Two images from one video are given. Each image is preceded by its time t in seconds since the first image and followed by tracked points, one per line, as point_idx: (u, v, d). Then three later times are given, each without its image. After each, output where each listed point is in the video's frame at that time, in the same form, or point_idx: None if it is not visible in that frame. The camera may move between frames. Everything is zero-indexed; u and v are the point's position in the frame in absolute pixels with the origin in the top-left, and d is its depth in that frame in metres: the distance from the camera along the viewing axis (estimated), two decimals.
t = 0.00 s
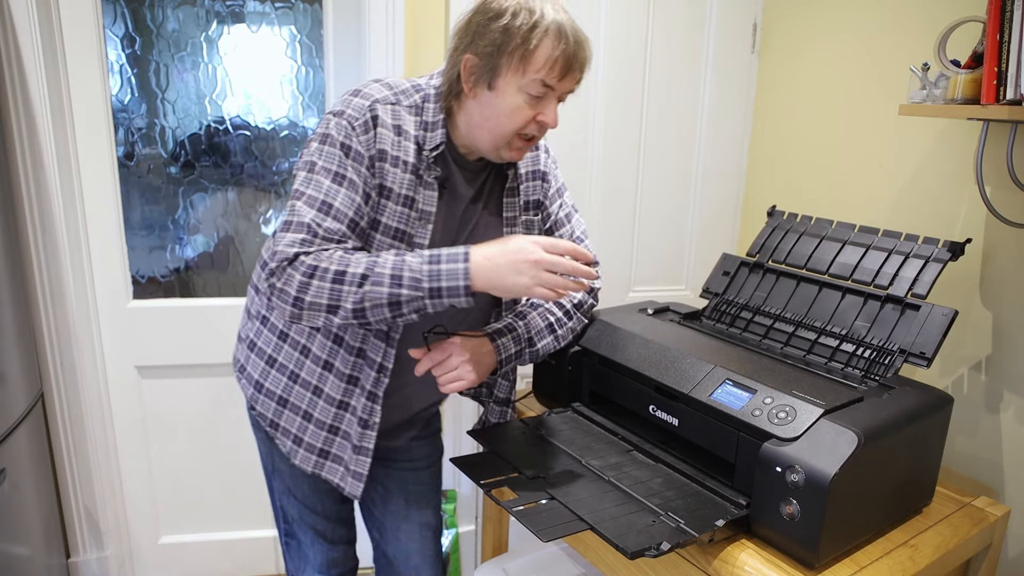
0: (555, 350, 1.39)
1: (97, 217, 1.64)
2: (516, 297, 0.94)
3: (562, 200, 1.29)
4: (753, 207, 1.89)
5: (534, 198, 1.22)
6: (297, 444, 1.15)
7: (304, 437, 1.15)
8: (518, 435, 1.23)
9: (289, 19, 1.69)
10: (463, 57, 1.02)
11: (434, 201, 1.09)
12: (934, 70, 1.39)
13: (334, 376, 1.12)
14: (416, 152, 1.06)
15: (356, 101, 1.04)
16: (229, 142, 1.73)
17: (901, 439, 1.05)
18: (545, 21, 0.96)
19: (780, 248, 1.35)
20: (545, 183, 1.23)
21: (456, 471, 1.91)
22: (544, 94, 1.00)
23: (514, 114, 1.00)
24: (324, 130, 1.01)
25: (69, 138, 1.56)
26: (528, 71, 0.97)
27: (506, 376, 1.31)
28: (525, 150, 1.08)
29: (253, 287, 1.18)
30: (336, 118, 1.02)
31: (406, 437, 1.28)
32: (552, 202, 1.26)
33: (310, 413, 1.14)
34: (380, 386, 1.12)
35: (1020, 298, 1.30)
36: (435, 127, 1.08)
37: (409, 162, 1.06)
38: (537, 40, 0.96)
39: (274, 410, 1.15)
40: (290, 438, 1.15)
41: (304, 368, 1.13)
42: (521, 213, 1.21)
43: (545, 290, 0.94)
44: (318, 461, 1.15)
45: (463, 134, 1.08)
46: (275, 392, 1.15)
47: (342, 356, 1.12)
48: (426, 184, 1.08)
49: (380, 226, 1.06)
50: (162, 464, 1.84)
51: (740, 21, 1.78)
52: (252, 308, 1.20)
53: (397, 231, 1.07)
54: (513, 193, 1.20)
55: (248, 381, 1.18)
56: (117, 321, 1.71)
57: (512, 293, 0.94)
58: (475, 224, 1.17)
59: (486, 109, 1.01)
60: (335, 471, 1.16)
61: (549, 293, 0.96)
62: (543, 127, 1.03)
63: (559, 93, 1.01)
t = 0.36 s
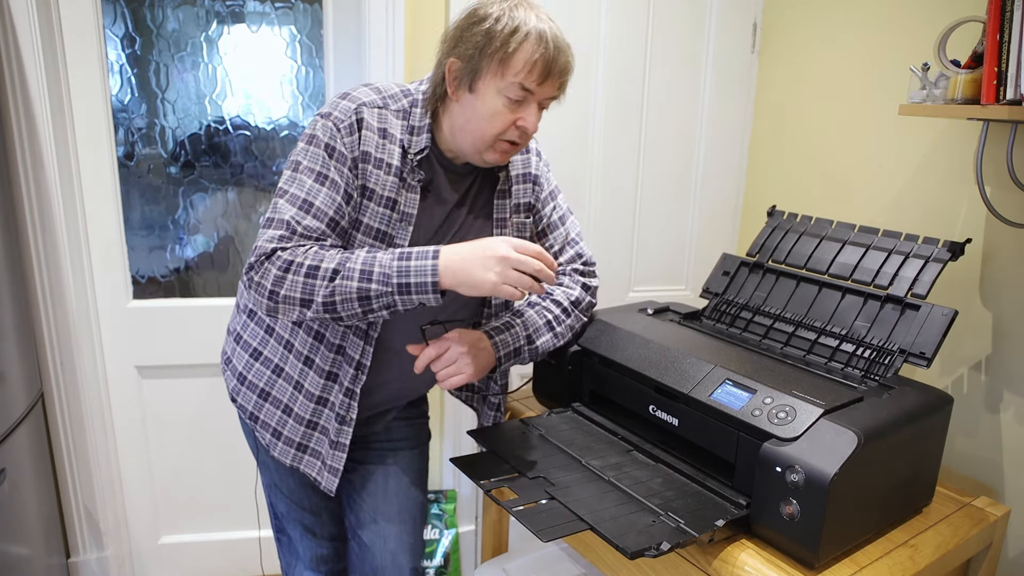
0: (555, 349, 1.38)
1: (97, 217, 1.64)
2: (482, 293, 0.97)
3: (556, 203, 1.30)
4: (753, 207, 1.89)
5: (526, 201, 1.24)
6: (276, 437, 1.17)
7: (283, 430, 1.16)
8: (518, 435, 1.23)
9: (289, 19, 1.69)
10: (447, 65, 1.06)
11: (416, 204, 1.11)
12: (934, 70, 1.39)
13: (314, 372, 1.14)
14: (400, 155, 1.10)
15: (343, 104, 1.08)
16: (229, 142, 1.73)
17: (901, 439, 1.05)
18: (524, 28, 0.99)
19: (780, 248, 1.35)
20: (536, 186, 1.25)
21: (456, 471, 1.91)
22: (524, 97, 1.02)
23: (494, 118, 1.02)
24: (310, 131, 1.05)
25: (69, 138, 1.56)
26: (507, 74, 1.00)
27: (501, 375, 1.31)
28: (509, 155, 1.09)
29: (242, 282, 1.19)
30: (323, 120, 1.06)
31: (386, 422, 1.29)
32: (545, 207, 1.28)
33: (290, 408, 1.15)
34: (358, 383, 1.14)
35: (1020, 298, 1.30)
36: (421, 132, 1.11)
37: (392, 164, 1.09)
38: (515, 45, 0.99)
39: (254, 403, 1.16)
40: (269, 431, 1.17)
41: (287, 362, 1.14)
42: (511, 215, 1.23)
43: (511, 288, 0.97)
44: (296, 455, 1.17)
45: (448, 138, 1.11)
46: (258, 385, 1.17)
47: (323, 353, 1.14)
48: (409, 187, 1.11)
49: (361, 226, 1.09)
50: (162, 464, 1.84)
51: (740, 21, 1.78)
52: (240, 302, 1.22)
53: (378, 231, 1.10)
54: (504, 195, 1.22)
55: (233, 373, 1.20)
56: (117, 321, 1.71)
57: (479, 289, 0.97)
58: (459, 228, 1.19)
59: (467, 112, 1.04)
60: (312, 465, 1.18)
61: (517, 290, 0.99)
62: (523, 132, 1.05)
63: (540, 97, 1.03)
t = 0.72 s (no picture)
0: (555, 349, 1.38)
1: (97, 217, 1.64)
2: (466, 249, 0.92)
3: (555, 201, 1.30)
4: (753, 207, 1.89)
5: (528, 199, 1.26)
6: (280, 431, 1.18)
7: (287, 425, 1.17)
8: (518, 435, 1.23)
9: (289, 19, 1.69)
10: (438, 61, 1.12)
11: (414, 200, 1.11)
12: (934, 70, 1.39)
13: (316, 367, 1.13)
14: (397, 153, 1.10)
15: (341, 105, 1.09)
16: (229, 142, 1.73)
17: (901, 439, 1.05)
18: (504, 21, 1.04)
19: (780, 248, 1.35)
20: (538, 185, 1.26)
21: (456, 471, 1.91)
22: (496, 85, 1.04)
23: (464, 100, 1.04)
24: (308, 130, 1.06)
25: (68, 138, 1.56)
26: (481, 57, 1.03)
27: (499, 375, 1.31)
28: (481, 150, 1.09)
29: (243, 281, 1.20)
30: (321, 120, 1.07)
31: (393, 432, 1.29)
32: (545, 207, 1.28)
33: (293, 403, 1.16)
34: (360, 376, 1.14)
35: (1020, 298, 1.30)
36: (419, 131, 1.12)
37: (390, 162, 1.09)
38: (492, 35, 1.03)
39: (257, 399, 1.17)
40: (272, 426, 1.18)
41: (288, 358, 1.15)
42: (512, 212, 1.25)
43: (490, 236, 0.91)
44: (300, 448, 1.17)
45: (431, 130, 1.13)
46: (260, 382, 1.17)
47: (324, 348, 1.14)
48: (408, 184, 1.10)
49: (359, 222, 1.09)
50: (162, 464, 1.84)
51: (740, 21, 1.78)
52: (241, 301, 1.22)
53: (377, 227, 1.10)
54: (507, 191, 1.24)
55: (235, 371, 1.20)
56: (117, 321, 1.71)
57: (460, 246, 0.93)
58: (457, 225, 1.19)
59: (447, 94, 1.08)
60: (318, 456, 1.19)
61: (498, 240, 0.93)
62: (493, 120, 1.04)
63: (513, 88, 1.04)
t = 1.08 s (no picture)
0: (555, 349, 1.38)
1: (97, 217, 1.64)
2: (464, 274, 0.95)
3: (553, 202, 1.30)
4: (753, 207, 1.89)
5: (525, 198, 1.25)
6: (279, 431, 1.18)
7: (287, 424, 1.18)
8: (518, 435, 1.23)
9: (289, 19, 1.69)
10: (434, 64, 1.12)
11: (411, 202, 1.12)
12: (934, 70, 1.39)
13: (314, 368, 1.13)
14: (395, 155, 1.10)
15: (339, 107, 1.09)
16: (229, 142, 1.73)
17: (902, 439, 1.05)
18: (498, 27, 1.03)
19: (780, 248, 1.35)
20: (535, 185, 1.26)
21: (456, 471, 1.91)
22: (489, 91, 1.04)
23: (458, 107, 1.05)
24: (307, 133, 1.06)
25: (69, 138, 1.56)
26: (475, 64, 1.04)
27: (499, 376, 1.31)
28: (476, 154, 1.10)
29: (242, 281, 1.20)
30: (319, 122, 1.07)
31: (397, 435, 1.35)
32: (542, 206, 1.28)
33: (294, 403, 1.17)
34: (358, 377, 1.14)
35: (1020, 298, 1.30)
36: (417, 133, 1.12)
37: (388, 165, 1.10)
38: (486, 41, 1.03)
39: (257, 399, 1.17)
40: (271, 425, 1.19)
41: (287, 358, 1.15)
42: (510, 212, 1.24)
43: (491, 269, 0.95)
44: (298, 448, 1.18)
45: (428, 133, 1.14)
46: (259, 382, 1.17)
47: (323, 349, 1.14)
48: (405, 187, 1.11)
49: (357, 224, 1.10)
50: (162, 464, 1.85)
51: (740, 21, 1.78)
52: (239, 301, 1.22)
53: (374, 229, 1.11)
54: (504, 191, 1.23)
55: (233, 372, 1.20)
56: (117, 321, 1.71)
57: (459, 270, 0.96)
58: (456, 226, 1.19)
59: (442, 100, 1.08)
60: (316, 457, 1.19)
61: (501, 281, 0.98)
62: (487, 127, 1.05)
63: (507, 95, 1.04)
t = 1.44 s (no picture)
0: (555, 349, 1.38)
1: (98, 217, 1.65)
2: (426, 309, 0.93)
3: (553, 202, 1.30)
4: (753, 207, 1.89)
5: (525, 198, 1.25)
6: (283, 431, 1.19)
7: (290, 424, 1.18)
8: (518, 435, 1.23)
9: (289, 19, 1.69)
10: (435, 66, 1.12)
11: (410, 204, 1.12)
12: (934, 70, 1.39)
13: (315, 370, 1.14)
14: (394, 157, 1.10)
15: (338, 109, 1.09)
16: (229, 142, 1.73)
17: (902, 438, 1.04)
18: (499, 29, 1.03)
19: (780, 248, 1.35)
20: (536, 185, 1.26)
21: (456, 471, 1.91)
22: (491, 93, 1.04)
23: (461, 109, 1.05)
24: (304, 135, 1.07)
25: (69, 139, 1.56)
26: (476, 67, 1.04)
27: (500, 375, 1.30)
28: (479, 156, 1.10)
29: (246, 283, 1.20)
30: (318, 124, 1.07)
31: (405, 433, 1.35)
32: (541, 207, 1.29)
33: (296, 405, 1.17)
34: (359, 380, 1.15)
35: (1020, 299, 1.30)
36: (417, 135, 1.12)
37: (387, 167, 1.10)
38: (487, 43, 1.03)
39: (260, 401, 1.17)
40: (275, 426, 1.19)
41: (289, 360, 1.15)
42: (511, 212, 1.24)
43: (449, 300, 0.91)
44: (299, 451, 1.18)
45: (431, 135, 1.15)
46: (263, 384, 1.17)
47: (324, 352, 1.14)
48: (404, 189, 1.11)
49: (355, 226, 1.10)
50: (162, 464, 1.85)
51: (740, 21, 1.78)
52: (242, 302, 1.22)
53: (373, 231, 1.11)
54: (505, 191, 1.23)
55: (237, 373, 1.20)
56: (117, 321, 1.71)
57: (419, 303, 0.93)
58: (456, 227, 1.20)
59: (444, 102, 1.08)
60: (315, 460, 1.19)
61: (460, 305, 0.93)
62: (490, 129, 1.05)
63: (509, 96, 1.04)
